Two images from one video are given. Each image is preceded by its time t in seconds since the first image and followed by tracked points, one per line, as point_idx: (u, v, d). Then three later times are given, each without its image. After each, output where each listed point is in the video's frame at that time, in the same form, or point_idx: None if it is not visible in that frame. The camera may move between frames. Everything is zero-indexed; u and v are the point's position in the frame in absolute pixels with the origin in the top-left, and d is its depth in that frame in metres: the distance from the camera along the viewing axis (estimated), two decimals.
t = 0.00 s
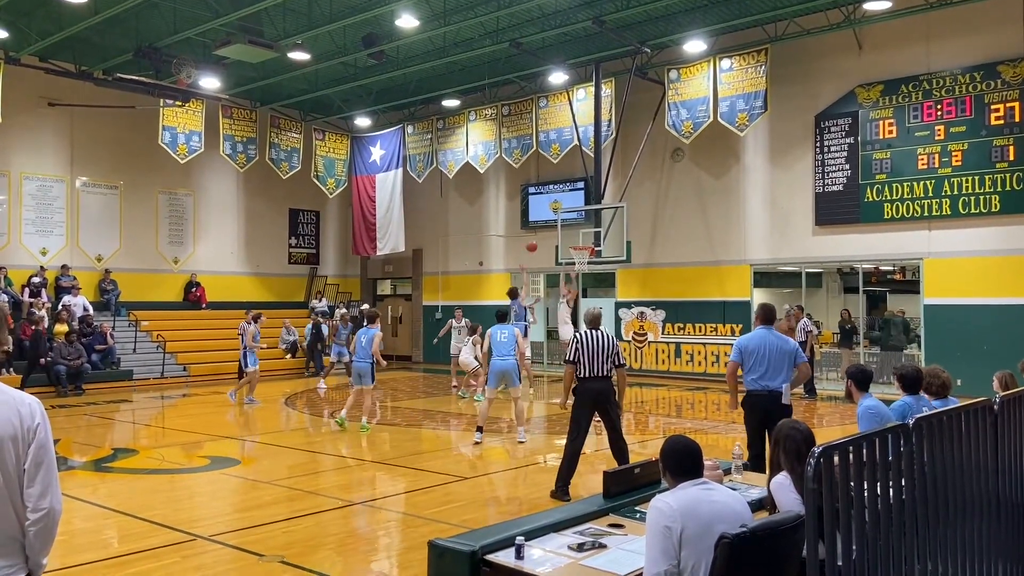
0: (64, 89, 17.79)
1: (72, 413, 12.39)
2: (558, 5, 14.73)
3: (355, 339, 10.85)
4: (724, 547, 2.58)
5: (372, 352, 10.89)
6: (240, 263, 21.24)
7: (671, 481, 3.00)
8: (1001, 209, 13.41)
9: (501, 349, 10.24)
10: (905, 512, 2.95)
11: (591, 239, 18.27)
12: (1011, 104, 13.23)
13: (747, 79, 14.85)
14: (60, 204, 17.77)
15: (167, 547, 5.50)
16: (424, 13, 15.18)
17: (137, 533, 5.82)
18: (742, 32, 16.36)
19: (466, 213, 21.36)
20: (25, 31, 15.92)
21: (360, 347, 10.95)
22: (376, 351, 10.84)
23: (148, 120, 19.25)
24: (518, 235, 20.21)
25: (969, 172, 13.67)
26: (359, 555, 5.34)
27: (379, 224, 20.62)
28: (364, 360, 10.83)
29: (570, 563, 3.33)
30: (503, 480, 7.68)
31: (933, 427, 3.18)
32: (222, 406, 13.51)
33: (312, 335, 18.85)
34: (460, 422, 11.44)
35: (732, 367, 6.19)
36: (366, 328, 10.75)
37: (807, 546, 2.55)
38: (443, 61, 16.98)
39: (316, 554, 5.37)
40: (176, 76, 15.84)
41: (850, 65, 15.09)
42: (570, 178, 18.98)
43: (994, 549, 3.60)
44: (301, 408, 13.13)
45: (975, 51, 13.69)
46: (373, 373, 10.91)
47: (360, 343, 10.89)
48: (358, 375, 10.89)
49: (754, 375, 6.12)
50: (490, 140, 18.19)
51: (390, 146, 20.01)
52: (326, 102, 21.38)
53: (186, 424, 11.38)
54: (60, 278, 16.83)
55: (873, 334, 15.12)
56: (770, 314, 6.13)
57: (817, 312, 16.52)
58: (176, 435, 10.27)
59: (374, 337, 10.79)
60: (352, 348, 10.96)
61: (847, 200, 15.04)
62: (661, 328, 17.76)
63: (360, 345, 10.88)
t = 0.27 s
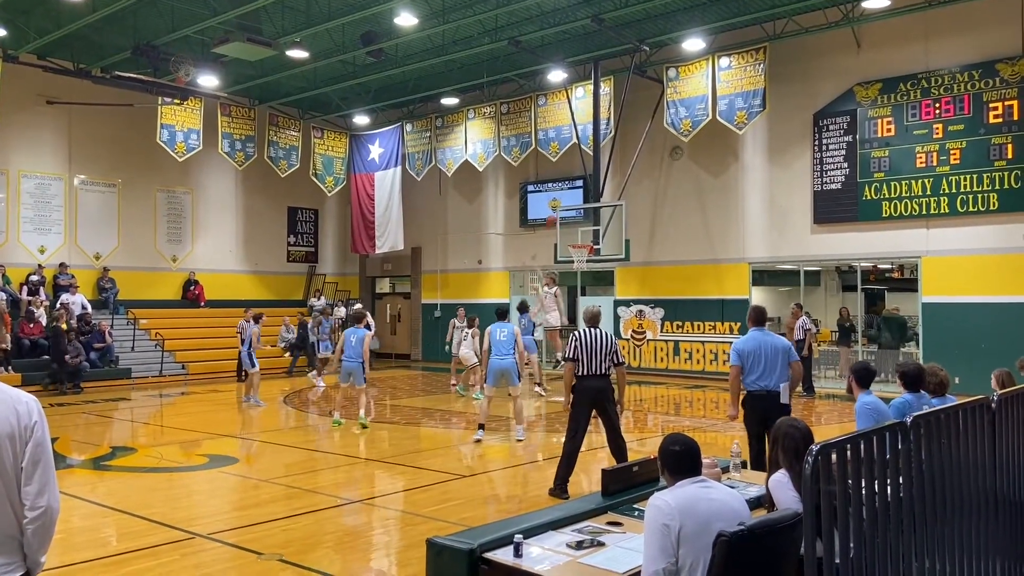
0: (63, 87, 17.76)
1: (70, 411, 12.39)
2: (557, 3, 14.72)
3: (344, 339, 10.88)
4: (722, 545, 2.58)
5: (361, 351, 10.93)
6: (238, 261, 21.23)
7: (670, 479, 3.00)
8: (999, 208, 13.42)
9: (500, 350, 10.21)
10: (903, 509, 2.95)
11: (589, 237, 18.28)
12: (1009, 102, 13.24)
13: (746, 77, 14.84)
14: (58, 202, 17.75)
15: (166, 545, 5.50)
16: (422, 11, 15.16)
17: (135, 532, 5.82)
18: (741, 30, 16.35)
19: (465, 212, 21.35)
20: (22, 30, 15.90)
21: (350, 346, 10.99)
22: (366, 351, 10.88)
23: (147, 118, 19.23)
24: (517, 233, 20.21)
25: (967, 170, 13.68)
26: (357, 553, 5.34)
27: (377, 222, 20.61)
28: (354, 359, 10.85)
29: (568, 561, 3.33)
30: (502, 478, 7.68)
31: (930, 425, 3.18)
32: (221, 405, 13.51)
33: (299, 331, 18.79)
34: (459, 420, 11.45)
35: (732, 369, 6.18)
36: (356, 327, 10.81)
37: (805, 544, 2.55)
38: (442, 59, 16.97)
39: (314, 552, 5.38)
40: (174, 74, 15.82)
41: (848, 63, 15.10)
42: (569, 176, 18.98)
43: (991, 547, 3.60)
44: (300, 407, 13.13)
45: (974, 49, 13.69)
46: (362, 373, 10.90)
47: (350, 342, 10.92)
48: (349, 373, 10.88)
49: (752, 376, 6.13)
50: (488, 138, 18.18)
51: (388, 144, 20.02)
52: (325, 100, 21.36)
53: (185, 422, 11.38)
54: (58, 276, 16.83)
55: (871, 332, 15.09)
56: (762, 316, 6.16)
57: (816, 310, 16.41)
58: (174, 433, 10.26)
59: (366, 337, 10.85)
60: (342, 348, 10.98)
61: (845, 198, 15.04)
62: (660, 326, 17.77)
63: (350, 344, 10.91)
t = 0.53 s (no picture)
0: (61, 85, 17.73)
1: (69, 410, 12.39)
2: (555, 2, 14.71)
3: (341, 335, 10.90)
4: (720, 544, 2.59)
5: (358, 347, 10.95)
6: (237, 260, 21.22)
7: (667, 479, 3.00)
8: (997, 207, 13.43)
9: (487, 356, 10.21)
10: (900, 508, 2.96)
11: (588, 236, 18.30)
12: (1007, 101, 13.25)
13: (744, 77, 14.84)
14: (56, 201, 17.73)
15: (164, 544, 5.50)
16: (421, 10, 15.15)
17: (133, 531, 5.82)
18: (740, 29, 16.34)
19: (464, 211, 21.34)
20: (20, 28, 15.87)
21: (347, 343, 11.00)
22: (364, 346, 10.91)
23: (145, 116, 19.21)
24: (516, 232, 20.21)
25: (965, 169, 13.69)
26: (356, 552, 5.34)
27: (376, 221, 20.61)
28: (351, 355, 10.86)
29: (567, 560, 3.34)
30: (500, 477, 7.69)
31: (928, 424, 3.18)
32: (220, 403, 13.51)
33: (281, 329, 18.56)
34: (457, 419, 11.44)
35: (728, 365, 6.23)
36: (354, 323, 10.86)
37: (803, 543, 2.55)
38: (441, 58, 16.97)
39: (312, 551, 5.38)
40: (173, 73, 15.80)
41: (847, 62, 15.10)
42: (567, 175, 18.99)
43: (988, 545, 3.60)
44: (298, 405, 13.13)
45: (973, 48, 13.69)
46: (361, 368, 10.89)
47: (347, 336, 10.96)
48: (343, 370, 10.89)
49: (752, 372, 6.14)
50: (487, 136, 18.19)
51: (387, 142, 20.02)
52: (323, 99, 21.35)
53: (183, 421, 11.38)
54: (56, 275, 16.83)
55: (869, 331, 15.10)
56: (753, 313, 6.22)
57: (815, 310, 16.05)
58: (172, 432, 10.26)
59: (361, 332, 10.88)
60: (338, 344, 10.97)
61: (844, 198, 15.05)
62: (658, 325, 17.79)
63: (346, 340, 10.91)
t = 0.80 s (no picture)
0: (59, 84, 17.69)
1: (67, 409, 12.38)
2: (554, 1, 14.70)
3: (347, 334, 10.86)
4: (717, 543, 2.59)
5: (365, 347, 10.89)
6: (235, 258, 21.19)
7: (665, 478, 3.00)
8: (995, 207, 13.45)
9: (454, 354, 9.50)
10: (897, 508, 2.96)
11: (586, 235, 18.32)
12: (1005, 101, 13.26)
13: (743, 76, 14.84)
14: (54, 199, 17.70)
15: (162, 543, 5.49)
16: (419, 9, 15.13)
17: (130, 529, 5.81)
18: (738, 29, 16.34)
19: (462, 209, 21.32)
20: (18, 26, 15.83)
21: (353, 342, 10.94)
22: (369, 345, 10.84)
23: (143, 115, 19.19)
24: (514, 231, 20.22)
25: (963, 169, 13.70)
26: (354, 551, 5.34)
27: (375, 220, 20.59)
28: (357, 354, 10.81)
29: (564, 559, 3.34)
30: (498, 476, 7.68)
31: (925, 423, 3.18)
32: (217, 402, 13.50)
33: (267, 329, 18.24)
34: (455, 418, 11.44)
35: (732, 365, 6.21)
36: (359, 323, 10.78)
37: (800, 542, 2.56)
38: (439, 57, 16.96)
39: (310, 550, 5.37)
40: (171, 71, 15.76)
41: (846, 61, 15.10)
42: (566, 174, 18.99)
43: (985, 544, 3.61)
44: (296, 404, 13.12)
45: (971, 48, 13.70)
46: (366, 367, 10.88)
47: (353, 336, 10.89)
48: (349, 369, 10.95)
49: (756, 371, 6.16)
50: (486, 135, 18.18)
51: (386, 141, 20.01)
52: (322, 98, 21.33)
53: (181, 419, 11.37)
54: (54, 273, 16.80)
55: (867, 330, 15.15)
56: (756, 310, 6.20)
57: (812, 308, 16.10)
58: (170, 431, 10.25)
59: (367, 333, 10.79)
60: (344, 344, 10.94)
61: (842, 197, 15.06)
62: (657, 325, 17.80)
63: (352, 339, 10.86)
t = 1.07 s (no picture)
0: (57, 82, 17.67)
1: (64, 407, 12.36)
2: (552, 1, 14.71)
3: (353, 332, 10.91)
4: (715, 543, 2.59)
5: (370, 345, 10.94)
6: (233, 257, 21.17)
7: (663, 478, 3.00)
8: (993, 207, 13.47)
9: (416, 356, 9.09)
10: (896, 508, 2.96)
11: (585, 235, 18.35)
12: (1003, 102, 13.29)
13: (742, 76, 14.85)
14: (52, 198, 17.67)
15: (160, 542, 5.49)
16: (418, 8, 15.12)
17: (128, 528, 5.81)
18: (736, 29, 16.36)
19: (461, 209, 21.31)
20: (16, 24, 15.79)
21: (359, 339, 11.00)
22: (375, 344, 10.87)
23: (141, 113, 19.17)
24: (512, 230, 20.22)
25: (962, 170, 13.72)
26: (352, 550, 5.34)
27: (373, 219, 20.58)
28: (363, 352, 10.86)
29: (563, 559, 3.34)
30: (496, 476, 7.68)
31: (924, 423, 3.19)
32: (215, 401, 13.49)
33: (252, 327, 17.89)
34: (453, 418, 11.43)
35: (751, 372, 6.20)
36: (367, 321, 10.85)
37: (798, 542, 2.56)
38: (438, 56, 16.95)
39: (308, 549, 5.37)
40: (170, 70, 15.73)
41: (844, 62, 15.11)
42: (564, 174, 18.99)
43: (983, 545, 3.62)
44: (294, 403, 13.11)
45: (970, 49, 13.72)
46: (372, 366, 10.93)
47: (359, 334, 10.97)
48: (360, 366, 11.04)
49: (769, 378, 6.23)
50: (485, 135, 18.18)
51: (384, 140, 20.00)
52: (320, 97, 21.33)
53: (179, 418, 11.35)
54: (52, 271, 16.78)
55: (864, 330, 15.13)
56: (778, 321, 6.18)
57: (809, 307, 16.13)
58: (168, 430, 10.23)
59: (373, 330, 10.84)
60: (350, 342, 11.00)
61: (841, 197, 15.07)
62: (655, 324, 17.80)
63: (359, 337, 10.94)
